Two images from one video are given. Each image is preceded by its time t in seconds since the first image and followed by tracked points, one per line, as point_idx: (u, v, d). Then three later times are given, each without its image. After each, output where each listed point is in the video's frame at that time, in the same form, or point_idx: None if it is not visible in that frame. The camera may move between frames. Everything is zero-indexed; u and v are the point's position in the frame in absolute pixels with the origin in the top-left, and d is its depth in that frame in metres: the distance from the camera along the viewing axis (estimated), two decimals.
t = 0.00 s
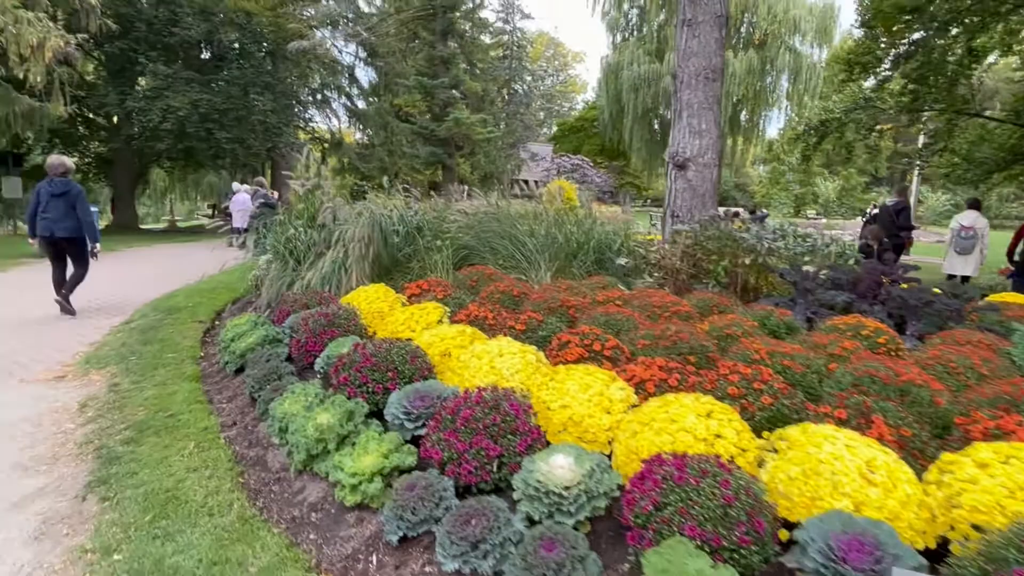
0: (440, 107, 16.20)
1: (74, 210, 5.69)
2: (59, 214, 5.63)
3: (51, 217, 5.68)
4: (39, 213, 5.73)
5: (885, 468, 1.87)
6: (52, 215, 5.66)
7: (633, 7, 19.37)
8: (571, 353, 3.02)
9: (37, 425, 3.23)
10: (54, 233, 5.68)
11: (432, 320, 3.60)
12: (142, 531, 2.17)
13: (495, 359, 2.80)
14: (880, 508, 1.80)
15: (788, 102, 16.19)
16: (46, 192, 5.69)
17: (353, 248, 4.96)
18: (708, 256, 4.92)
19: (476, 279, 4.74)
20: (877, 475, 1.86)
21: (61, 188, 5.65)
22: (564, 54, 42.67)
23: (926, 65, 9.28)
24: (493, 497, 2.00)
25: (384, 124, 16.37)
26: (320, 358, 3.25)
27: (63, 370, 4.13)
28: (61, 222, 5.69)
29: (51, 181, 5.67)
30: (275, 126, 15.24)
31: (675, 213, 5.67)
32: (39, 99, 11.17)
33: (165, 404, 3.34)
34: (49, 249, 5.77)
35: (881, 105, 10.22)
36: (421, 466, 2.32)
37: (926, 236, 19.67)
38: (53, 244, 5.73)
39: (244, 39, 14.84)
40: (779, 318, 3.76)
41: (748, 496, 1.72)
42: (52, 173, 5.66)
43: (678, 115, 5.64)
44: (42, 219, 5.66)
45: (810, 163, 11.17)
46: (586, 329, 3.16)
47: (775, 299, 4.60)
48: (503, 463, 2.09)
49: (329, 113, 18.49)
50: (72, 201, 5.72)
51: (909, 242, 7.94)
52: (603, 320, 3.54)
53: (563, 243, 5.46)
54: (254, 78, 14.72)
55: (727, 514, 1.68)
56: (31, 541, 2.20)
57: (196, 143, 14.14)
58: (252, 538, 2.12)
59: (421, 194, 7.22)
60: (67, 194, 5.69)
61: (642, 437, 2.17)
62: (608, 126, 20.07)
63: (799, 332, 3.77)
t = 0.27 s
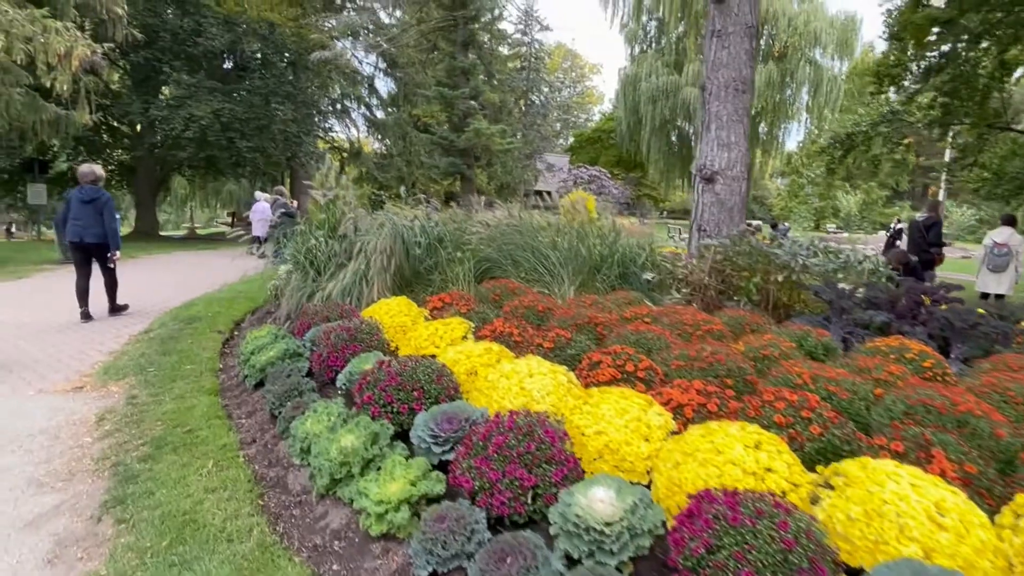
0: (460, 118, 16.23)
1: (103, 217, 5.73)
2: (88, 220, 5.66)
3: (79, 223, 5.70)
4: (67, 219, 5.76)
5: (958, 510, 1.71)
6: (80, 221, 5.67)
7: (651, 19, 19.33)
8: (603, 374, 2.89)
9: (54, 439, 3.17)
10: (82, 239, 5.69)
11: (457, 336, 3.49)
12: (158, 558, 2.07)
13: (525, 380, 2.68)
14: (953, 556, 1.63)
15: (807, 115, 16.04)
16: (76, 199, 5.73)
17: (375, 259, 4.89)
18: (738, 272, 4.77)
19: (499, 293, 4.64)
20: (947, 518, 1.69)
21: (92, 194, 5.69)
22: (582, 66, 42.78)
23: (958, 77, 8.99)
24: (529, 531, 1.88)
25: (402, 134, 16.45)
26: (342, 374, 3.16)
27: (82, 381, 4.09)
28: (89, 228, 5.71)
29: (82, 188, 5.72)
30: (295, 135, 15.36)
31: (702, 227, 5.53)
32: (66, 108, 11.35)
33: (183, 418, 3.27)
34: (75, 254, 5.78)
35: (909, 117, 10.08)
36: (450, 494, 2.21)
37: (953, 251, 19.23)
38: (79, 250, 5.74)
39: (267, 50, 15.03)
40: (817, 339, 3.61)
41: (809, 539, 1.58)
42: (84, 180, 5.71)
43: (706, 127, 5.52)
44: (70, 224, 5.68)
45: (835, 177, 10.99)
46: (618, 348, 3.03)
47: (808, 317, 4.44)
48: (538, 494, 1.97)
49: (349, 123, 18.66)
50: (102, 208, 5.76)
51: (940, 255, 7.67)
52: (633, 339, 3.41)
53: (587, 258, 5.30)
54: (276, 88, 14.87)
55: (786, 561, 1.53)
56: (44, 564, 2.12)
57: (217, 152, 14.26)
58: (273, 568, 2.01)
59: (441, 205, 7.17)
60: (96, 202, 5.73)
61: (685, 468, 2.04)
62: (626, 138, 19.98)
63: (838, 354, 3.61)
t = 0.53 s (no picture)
0: (471, 124, 16.22)
1: (130, 224, 5.86)
2: (116, 227, 5.76)
3: (105, 229, 5.81)
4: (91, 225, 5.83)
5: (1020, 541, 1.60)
6: (108, 228, 5.78)
7: (659, 28, 19.33)
8: (628, 389, 2.80)
9: (65, 449, 3.10)
10: (110, 245, 5.81)
11: (475, 347, 3.41)
12: None
13: (549, 395, 2.59)
14: None
15: (817, 124, 15.86)
16: (100, 206, 5.79)
17: (390, 267, 4.83)
18: (758, 284, 4.68)
19: (515, 302, 4.56)
20: (1008, 549, 1.57)
21: (118, 202, 5.79)
22: (590, 74, 42.90)
23: (975, 86, 8.72)
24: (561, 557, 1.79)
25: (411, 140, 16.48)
26: (359, 385, 3.09)
27: (92, 388, 4.03)
28: (117, 235, 5.84)
29: (106, 195, 5.79)
30: (305, 141, 15.40)
31: (720, 237, 5.45)
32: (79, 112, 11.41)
33: (196, 429, 3.20)
34: (100, 259, 5.88)
35: (924, 127, 9.99)
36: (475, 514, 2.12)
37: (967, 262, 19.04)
38: (106, 256, 5.86)
39: (277, 56, 15.09)
40: (844, 353, 3.51)
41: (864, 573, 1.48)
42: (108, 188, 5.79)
43: (725, 135, 5.45)
44: (97, 231, 5.77)
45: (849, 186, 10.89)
46: (644, 362, 2.95)
47: (832, 330, 4.34)
48: (569, 517, 1.89)
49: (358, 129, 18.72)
50: (127, 215, 5.87)
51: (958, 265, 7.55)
52: (656, 351, 3.32)
53: (603, 267, 5.24)
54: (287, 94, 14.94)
55: None
56: None
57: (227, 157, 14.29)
58: None
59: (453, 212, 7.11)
60: (122, 209, 5.83)
61: (723, 491, 1.95)
62: (634, 146, 19.92)
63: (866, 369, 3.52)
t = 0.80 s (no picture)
0: (475, 127, 16.17)
1: (146, 226, 5.81)
2: (132, 230, 5.73)
3: (123, 232, 5.80)
4: (110, 228, 5.85)
5: None
6: (125, 230, 5.77)
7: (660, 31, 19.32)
8: (655, 396, 2.72)
9: (74, 458, 3.02)
10: (127, 247, 5.80)
11: (493, 352, 3.33)
12: None
13: (576, 402, 2.51)
14: None
15: (817, 127, 15.87)
16: (117, 209, 5.79)
17: (401, 271, 4.75)
18: (776, 287, 4.61)
19: (528, 306, 4.48)
20: None
21: (133, 205, 5.76)
22: (589, 77, 42.90)
23: (985, 88, 8.59)
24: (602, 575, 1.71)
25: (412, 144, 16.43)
26: (376, 393, 3.01)
27: (99, 395, 3.95)
28: (134, 237, 5.81)
29: (123, 198, 5.78)
30: (308, 145, 15.34)
31: (734, 239, 5.37)
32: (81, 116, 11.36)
33: (209, 437, 3.11)
34: (119, 261, 5.90)
35: (931, 129, 9.92)
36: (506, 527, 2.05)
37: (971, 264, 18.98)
38: (124, 258, 5.86)
39: (279, 59, 15.02)
40: (870, 358, 3.44)
41: None
42: (125, 191, 5.78)
43: (738, 137, 5.39)
44: (115, 233, 5.78)
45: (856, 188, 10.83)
46: (669, 369, 2.87)
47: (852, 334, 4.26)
48: (608, 532, 1.81)
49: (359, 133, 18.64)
50: (143, 218, 5.83)
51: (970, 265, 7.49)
52: (679, 357, 3.24)
53: (615, 270, 5.18)
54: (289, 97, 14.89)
55: None
56: None
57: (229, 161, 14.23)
58: None
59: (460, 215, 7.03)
60: (138, 211, 5.80)
61: (768, 504, 1.87)
62: (635, 149, 19.86)
63: (892, 375, 3.44)
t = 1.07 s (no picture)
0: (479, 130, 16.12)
1: (157, 233, 5.73)
2: (142, 237, 5.66)
3: (135, 238, 5.74)
4: (123, 235, 5.81)
5: None
6: (136, 237, 5.71)
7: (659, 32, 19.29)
8: (688, 404, 2.65)
9: (90, 474, 2.93)
10: (138, 254, 5.74)
11: (514, 360, 3.25)
12: None
13: (611, 412, 2.44)
14: None
15: (817, 127, 15.88)
16: (130, 216, 5.75)
17: (416, 276, 4.69)
18: (796, 289, 4.53)
19: (545, 311, 4.41)
20: None
21: (145, 211, 5.71)
22: (587, 78, 42.87)
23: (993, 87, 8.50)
24: None
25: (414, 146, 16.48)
26: (399, 404, 2.94)
27: (111, 407, 3.86)
28: (145, 244, 5.74)
29: (136, 205, 5.74)
30: (310, 149, 15.28)
31: (750, 241, 5.30)
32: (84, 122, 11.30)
33: (228, 450, 3.04)
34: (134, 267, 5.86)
35: (938, 128, 9.88)
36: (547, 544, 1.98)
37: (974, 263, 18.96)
38: (136, 264, 5.80)
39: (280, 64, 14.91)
40: (902, 362, 3.37)
41: None
42: (138, 198, 5.75)
43: (753, 138, 5.32)
44: (128, 240, 5.73)
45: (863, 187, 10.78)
46: (701, 376, 2.80)
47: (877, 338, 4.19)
48: (659, 550, 1.74)
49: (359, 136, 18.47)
50: (155, 225, 5.75)
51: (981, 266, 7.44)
52: (707, 363, 3.17)
53: (629, 273, 5.11)
54: (291, 101, 14.84)
55: None
56: None
57: (231, 166, 14.16)
58: None
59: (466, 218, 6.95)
60: (150, 218, 5.73)
61: (823, 518, 1.80)
62: (634, 150, 19.73)
63: (922, 378, 3.38)
